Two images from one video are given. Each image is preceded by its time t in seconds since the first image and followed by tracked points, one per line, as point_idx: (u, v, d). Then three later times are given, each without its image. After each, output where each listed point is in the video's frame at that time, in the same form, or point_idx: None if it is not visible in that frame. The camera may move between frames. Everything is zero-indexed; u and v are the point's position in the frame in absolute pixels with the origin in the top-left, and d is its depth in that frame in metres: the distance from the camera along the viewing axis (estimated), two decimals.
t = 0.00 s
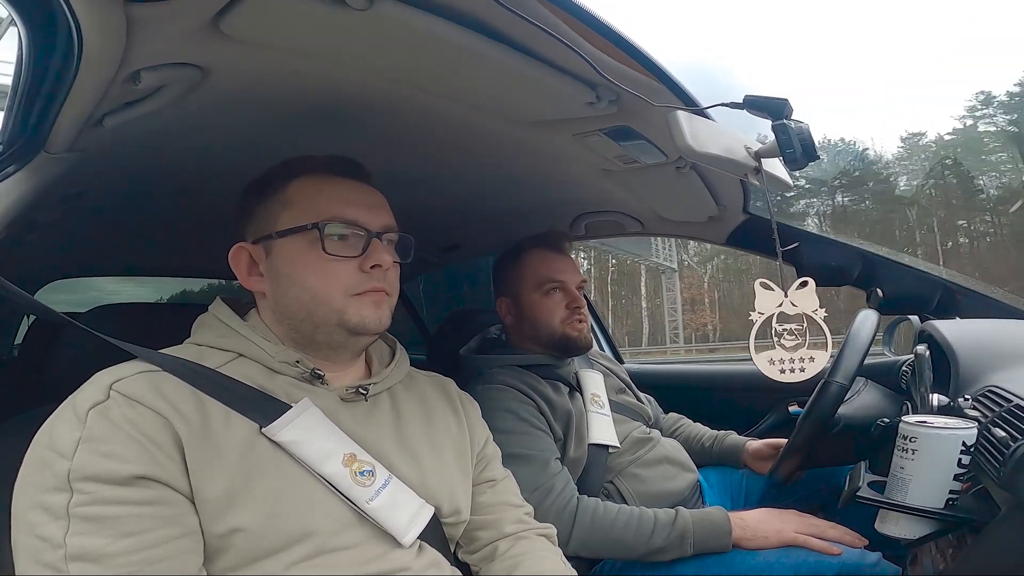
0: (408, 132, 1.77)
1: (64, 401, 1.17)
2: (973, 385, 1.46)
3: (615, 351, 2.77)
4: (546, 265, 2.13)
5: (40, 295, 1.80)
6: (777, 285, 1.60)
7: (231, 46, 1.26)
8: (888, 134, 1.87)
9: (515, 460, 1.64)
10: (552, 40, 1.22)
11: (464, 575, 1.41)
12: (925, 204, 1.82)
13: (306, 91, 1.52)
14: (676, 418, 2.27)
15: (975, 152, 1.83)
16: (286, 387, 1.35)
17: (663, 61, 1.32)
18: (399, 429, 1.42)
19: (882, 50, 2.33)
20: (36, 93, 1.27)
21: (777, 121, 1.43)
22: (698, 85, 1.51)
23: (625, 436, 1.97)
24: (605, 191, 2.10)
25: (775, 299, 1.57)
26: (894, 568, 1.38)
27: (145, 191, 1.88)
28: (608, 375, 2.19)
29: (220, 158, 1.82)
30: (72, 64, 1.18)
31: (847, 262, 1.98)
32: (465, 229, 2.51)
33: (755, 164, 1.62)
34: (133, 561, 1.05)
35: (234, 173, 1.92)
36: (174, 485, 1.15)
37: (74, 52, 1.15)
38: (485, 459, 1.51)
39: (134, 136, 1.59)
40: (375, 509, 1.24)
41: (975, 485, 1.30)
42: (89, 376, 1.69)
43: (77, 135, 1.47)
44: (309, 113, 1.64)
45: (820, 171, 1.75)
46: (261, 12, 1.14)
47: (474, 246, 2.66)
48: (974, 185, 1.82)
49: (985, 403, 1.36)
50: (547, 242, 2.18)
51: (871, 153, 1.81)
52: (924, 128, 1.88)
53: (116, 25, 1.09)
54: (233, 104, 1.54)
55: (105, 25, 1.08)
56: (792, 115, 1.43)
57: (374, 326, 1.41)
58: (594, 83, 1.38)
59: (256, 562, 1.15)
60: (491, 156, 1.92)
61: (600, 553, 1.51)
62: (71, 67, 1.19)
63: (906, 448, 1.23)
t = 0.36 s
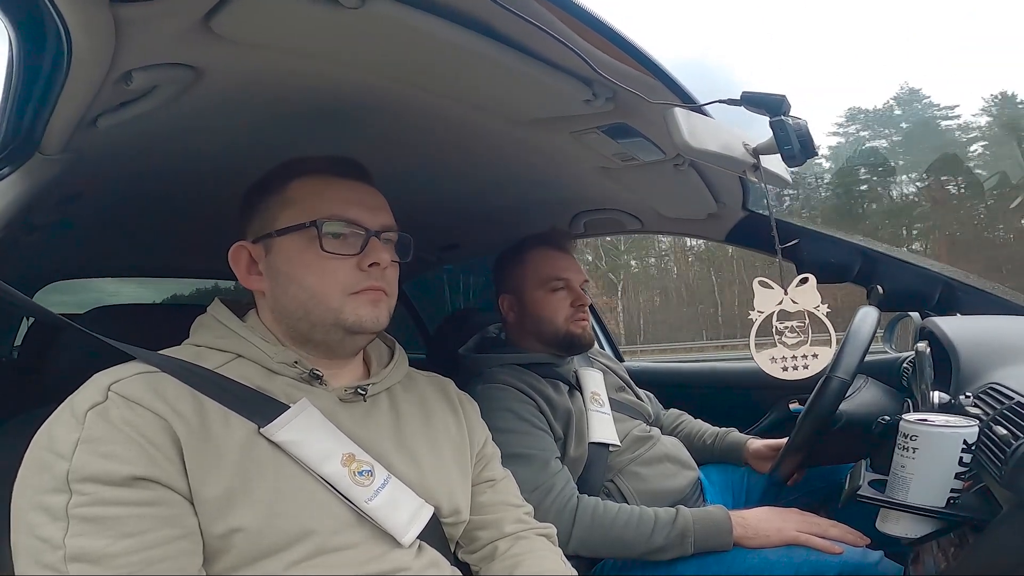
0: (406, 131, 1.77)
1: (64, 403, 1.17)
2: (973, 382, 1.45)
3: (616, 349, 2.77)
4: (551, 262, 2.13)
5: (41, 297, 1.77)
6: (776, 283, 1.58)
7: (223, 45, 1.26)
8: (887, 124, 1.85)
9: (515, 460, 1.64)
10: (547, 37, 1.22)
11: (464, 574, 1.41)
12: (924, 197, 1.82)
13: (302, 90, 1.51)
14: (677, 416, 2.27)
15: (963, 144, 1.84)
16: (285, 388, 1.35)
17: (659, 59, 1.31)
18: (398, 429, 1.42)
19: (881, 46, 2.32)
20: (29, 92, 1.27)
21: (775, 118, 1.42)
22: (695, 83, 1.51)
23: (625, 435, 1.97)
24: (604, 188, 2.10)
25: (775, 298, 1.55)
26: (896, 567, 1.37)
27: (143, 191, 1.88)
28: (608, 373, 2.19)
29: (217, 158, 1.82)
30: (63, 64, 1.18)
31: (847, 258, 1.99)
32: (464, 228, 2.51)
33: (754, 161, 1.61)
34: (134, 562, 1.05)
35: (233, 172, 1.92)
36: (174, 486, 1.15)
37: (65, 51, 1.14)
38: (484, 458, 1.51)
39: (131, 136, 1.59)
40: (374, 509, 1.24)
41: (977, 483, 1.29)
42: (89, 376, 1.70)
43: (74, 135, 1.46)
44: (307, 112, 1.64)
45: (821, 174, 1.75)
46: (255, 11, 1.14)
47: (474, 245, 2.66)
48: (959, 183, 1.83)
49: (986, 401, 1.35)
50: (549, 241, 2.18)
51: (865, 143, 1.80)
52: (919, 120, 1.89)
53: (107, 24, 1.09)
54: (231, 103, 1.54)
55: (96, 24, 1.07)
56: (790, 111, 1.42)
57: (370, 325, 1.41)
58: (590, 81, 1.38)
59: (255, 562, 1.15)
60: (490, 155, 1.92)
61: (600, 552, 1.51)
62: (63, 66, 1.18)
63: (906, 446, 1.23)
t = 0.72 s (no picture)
0: (409, 135, 1.78)
1: (67, 404, 1.18)
2: (972, 385, 1.46)
3: (616, 353, 2.78)
4: (558, 267, 2.13)
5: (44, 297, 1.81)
6: (776, 286, 1.60)
7: (233, 50, 1.27)
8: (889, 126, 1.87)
9: (516, 462, 1.65)
10: (550, 42, 1.23)
11: None
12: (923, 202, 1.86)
13: (308, 94, 1.53)
14: (678, 419, 2.27)
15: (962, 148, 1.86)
16: (287, 390, 1.35)
17: (661, 64, 1.33)
18: (400, 432, 1.43)
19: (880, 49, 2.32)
20: (41, 95, 1.28)
21: (775, 122, 1.43)
22: (697, 88, 1.52)
23: (625, 438, 1.97)
24: (606, 193, 2.11)
25: (774, 300, 1.57)
26: (895, 569, 1.37)
27: (148, 194, 1.89)
28: (609, 377, 2.19)
29: (222, 162, 1.83)
30: (77, 68, 1.19)
31: (847, 263, 1.98)
32: (466, 232, 2.52)
33: (754, 166, 1.62)
34: (136, 562, 1.06)
35: (236, 176, 1.93)
36: (176, 487, 1.15)
37: (80, 56, 1.16)
38: (485, 461, 1.52)
39: (138, 139, 1.60)
40: (376, 511, 1.24)
41: (975, 484, 1.30)
42: (92, 378, 1.70)
43: (80, 139, 1.47)
44: (310, 116, 1.65)
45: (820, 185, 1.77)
46: (262, 16, 1.15)
47: (475, 249, 2.67)
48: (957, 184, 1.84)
49: (985, 403, 1.36)
50: (555, 244, 2.18)
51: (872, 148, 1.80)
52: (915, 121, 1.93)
53: (120, 29, 1.10)
54: (236, 107, 1.55)
55: (109, 28, 1.09)
56: (789, 116, 1.43)
57: (371, 327, 1.42)
58: (592, 86, 1.39)
59: (257, 563, 1.15)
60: (492, 159, 1.93)
61: (601, 555, 1.51)
62: (76, 70, 1.20)
63: (905, 448, 1.24)
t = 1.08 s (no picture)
0: (406, 132, 1.77)
1: (63, 405, 1.17)
2: (972, 382, 1.45)
3: (616, 350, 2.77)
4: (562, 264, 2.13)
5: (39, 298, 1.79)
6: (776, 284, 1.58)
7: (226, 47, 1.26)
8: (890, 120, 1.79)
9: (516, 460, 1.64)
10: (546, 38, 1.22)
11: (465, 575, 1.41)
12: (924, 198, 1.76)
13: (302, 91, 1.52)
14: (677, 417, 2.27)
15: (965, 142, 1.72)
16: (285, 389, 1.35)
17: (659, 60, 1.31)
18: (398, 431, 1.42)
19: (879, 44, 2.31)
20: (32, 94, 1.27)
21: (774, 119, 1.43)
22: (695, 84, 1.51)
23: (625, 436, 1.97)
24: (604, 189, 2.10)
25: (774, 298, 1.55)
26: (897, 568, 1.37)
27: (143, 192, 1.88)
28: (608, 374, 2.19)
29: (217, 159, 1.82)
30: (67, 66, 1.18)
31: (847, 258, 2.01)
32: (464, 229, 2.51)
33: (753, 163, 1.62)
34: (133, 563, 1.05)
35: (233, 174, 1.92)
36: (174, 487, 1.15)
37: (69, 54, 1.14)
38: (484, 459, 1.52)
39: (131, 137, 1.59)
40: (375, 510, 1.24)
41: (975, 483, 1.30)
42: (89, 378, 1.70)
43: (74, 138, 1.47)
44: (307, 113, 1.64)
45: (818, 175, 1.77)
46: (255, 13, 1.14)
47: (474, 246, 2.66)
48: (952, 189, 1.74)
49: (985, 401, 1.36)
50: (558, 242, 2.18)
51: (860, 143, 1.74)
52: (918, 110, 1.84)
53: (109, 26, 1.09)
54: (231, 105, 1.54)
55: (98, 26, 1.08)
56: (788, 112, 1.43)
57: (367, 323, 1.41)
58: (589, 81, 1.38)
59: (256, 562, 1.15)
60: (489, 156, 1.92)
61: (600, 552, 1.51)
62: (68, 69, 1.19)
63: (905, 446, 1.23)
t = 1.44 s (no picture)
0: (411, 135, 1.78)
1: (67, 405, 1.18)
2: (972, 387, 1.46)
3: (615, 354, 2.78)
4: (574, 269, 2.12)
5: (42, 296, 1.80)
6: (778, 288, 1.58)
7: (239, 49, 1.27)
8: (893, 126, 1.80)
9: (516, 463, 1.65)
10: (553, 41, 1.23)
11: None
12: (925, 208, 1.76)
13: (311, 94, 1.53)
14: (677, 421, 2.27)
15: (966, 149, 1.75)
16: (286, 391, 1.35)
17: (664, 65, 1.32)
18: (400, 434, 1.42)
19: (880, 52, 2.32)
20: (45, 93, 1.28)
21: (777, 125, 1.43)
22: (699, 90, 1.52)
23: (626, 439, 1.97)
24: (607, 194, 2.11)
25: (778, 303, 1.55)
26: (894, 569, 1.37)
27: (150, 193, 1.89)
28: (609, 378, 2.19)
29: (223, 160, 1.83)
30: (81, 66, 1.19)
31: (848, 265, 2.03)
32: (466, 232, 2.52)
33: (756, 168, 1.62)
34: (134, 564, 1.05)
35: (238, 176, 1.93)
36: (176, 488, 1.15)
37: (85, 54, 1.15)
38: (485, 462, 1.52)
39: (140, 138, 1.60)
40: (376, 512, 1.24)
41: (974, 486, 1.30)
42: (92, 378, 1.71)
43: (83, 138, 1.47)
44: (313, 116, 1.65)
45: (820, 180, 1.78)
46: (268, 16, 1.15)
47: (475, 250, 2.67)
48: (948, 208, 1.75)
49: (984, 406, 1.37)
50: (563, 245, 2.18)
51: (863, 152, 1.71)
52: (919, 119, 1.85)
53: (128, 27, 1.10)
54: (239, 107, 1.55)
55: (116, 27, 1.09)
56: (791, 119, 1.43)
57: (366, 332, 1.42)
58: (595, 87, 1.39)
59: (258, 563, 1.15)
60: (493, 160, 1.93)
61: (600, 555, 1.52)
62: (82, 68, 1.20)
63: (905, 449, 1.24)
